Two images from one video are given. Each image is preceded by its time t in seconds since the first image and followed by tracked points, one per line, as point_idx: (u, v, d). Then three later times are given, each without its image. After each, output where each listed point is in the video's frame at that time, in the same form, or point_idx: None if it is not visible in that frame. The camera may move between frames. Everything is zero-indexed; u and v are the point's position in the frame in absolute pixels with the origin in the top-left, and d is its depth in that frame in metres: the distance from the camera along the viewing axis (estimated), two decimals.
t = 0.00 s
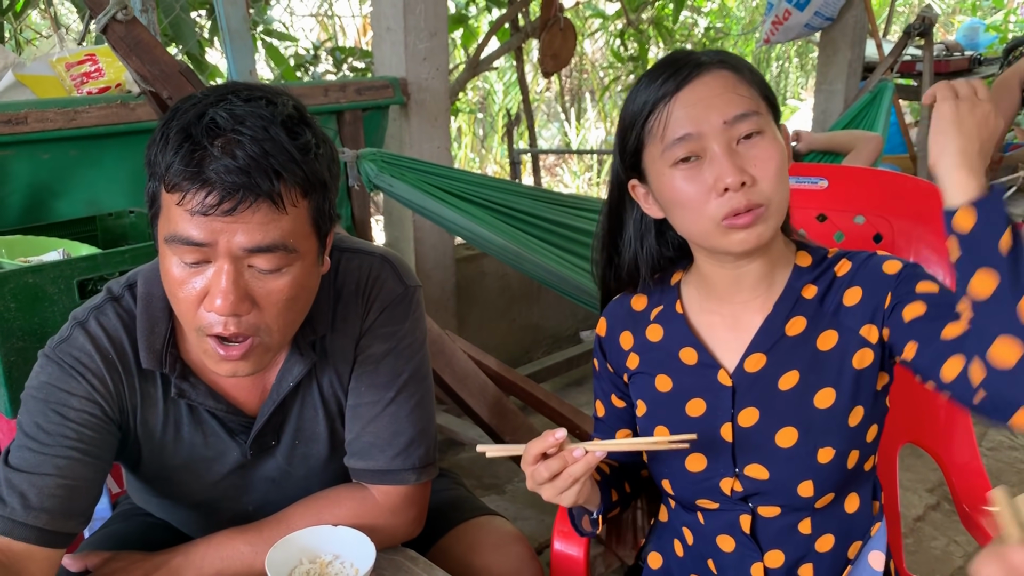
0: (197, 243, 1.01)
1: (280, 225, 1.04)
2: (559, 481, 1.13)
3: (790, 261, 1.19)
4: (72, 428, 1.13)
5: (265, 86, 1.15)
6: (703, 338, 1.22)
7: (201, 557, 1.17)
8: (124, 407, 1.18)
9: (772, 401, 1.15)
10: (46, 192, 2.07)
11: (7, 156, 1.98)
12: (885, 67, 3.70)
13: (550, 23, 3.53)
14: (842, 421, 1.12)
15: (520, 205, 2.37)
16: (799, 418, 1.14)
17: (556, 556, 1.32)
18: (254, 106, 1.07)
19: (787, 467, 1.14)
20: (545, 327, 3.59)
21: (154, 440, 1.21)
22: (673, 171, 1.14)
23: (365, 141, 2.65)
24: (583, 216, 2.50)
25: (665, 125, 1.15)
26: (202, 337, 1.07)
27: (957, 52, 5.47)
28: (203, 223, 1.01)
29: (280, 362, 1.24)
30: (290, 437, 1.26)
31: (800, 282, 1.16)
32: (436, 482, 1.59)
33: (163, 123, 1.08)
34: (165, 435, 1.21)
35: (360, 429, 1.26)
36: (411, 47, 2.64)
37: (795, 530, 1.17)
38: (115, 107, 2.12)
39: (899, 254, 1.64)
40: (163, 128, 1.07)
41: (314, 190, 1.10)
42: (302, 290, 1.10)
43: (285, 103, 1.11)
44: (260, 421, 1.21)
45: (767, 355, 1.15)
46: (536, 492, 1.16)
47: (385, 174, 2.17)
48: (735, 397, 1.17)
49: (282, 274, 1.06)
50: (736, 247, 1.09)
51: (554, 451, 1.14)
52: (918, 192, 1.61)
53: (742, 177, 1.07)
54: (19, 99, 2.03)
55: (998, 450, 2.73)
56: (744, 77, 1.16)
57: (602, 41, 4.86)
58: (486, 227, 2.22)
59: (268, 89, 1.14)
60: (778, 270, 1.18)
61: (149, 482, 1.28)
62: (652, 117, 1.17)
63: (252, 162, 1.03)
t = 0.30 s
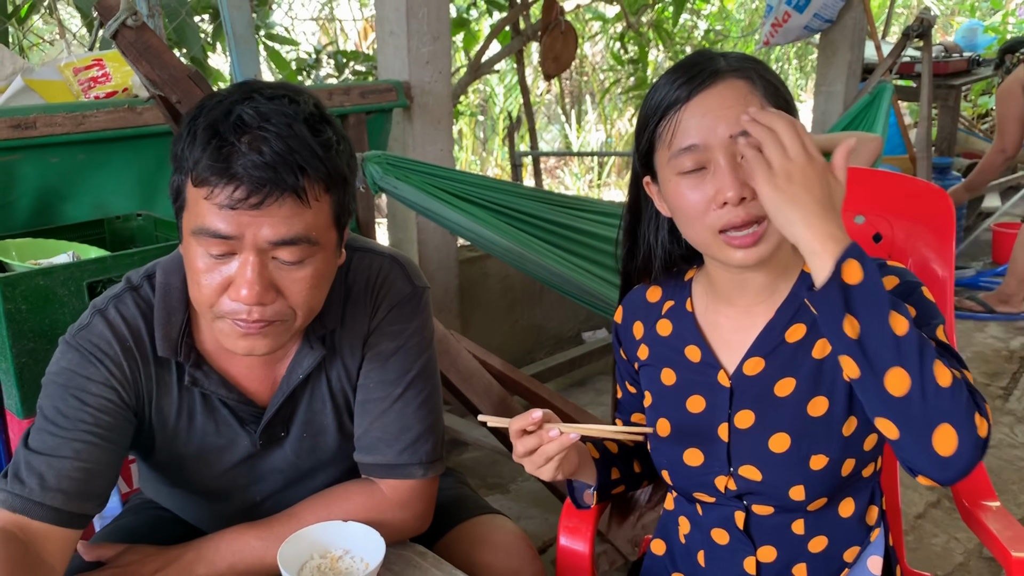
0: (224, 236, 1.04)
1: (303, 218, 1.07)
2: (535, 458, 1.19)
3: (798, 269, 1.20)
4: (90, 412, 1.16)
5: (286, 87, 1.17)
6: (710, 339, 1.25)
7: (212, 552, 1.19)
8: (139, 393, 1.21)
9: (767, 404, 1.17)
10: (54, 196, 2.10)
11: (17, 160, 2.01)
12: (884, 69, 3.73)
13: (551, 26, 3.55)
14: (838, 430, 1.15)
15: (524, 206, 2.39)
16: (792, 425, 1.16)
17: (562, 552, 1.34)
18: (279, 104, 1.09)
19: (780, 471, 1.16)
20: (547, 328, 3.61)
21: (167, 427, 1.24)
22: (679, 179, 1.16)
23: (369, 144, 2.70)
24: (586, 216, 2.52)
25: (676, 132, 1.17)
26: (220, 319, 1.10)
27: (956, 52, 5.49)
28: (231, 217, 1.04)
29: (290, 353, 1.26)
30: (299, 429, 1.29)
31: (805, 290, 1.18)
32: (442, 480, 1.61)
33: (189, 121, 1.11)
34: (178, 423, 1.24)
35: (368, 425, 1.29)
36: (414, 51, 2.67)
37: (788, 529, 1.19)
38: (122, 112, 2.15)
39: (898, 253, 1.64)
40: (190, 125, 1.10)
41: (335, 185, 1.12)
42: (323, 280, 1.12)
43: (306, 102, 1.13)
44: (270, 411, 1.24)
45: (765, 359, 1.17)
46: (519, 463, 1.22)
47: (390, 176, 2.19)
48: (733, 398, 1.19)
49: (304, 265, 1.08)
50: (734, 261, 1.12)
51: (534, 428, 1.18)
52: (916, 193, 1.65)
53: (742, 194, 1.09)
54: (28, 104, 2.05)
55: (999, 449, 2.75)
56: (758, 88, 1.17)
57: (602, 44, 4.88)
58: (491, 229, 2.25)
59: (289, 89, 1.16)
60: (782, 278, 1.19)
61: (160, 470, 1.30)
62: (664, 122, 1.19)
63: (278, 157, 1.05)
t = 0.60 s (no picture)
0: (293, 293, 1.10)
1: (365, 273, 1.13)
2: (553, 457, 1.21)
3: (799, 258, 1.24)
4: (105, 389, 1.22)
5: (331, 125, 1.14)
6: (711, 333, 1.27)
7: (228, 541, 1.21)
8: (154, 369, 1.25)
9: (766, 391, 1.20)
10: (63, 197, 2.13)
11: (27, 161, 2.03)
12: (883, 71, 3.76)
13: (553, 28, 3.58)
14: (832, 413, 1.18)
15: (529, 207, 2.44)
16: (792, 411, 1.19)
17: (569, 544, 1.36)
18: (342, 168, 1.08)
19: (781, 457, 1.19)
20: (550, 329, 3.63)
21: (180, 406, 1.28)
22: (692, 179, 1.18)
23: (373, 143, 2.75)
24: (592, 218, 2.56)
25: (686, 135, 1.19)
26: (277, 349, 1.17)
27: (955, 54, 5.52)
28: (304, 283, 1.09)
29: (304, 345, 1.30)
30: (310, 415, 1.32)
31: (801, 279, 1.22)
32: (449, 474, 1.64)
33: (246, 177, 1.08)
34: (191, 402, 1.28)
35: (380, 414, 1.32)
36: (418, 53, 2.70)
37: (791, 516, 1.21)
38: (131, 114, 2.17)
39: (899, 249, 1.67)
40: (249, 184, 1.07)
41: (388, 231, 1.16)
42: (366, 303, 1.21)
43: (359, 150, 1.12)
44: (284, 396, 1.27)
45: (764, 349, 1.19)
46: (534, 463, 1.24)
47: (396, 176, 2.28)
48: (734, 387, 1.22)
49: (356, 300, 1.16)
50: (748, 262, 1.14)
51: (552, 428, 1.21)
52: (917, 190, 1.67)
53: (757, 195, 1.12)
54: (38, 106, 2.07)
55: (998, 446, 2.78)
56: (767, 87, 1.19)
57: (602, 47, 4.91)
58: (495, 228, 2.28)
59: (337, 131, 1.13)
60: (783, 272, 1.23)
61: (171, 449, 1.34)
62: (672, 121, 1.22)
63: (351, 231, 1.07)
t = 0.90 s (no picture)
0: (329, 299, 1.13)
1: (398, 278, 1.16)
2: (557, 448, 1.24)
3: (796, 246, 1.30)
4: (133, 369, 1.29)
5: (370, 135, 1.16)
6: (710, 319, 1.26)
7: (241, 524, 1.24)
8: (181, 352, 1.31)
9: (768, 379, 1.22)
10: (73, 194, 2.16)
11: (38, 159, 2.06)
12: (883, 74, 3.79)
13: (556, 31, 3.62)
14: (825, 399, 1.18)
15: (535, 206, 2.47)
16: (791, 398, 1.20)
17: (575, 533, 1.38)
18: (382, 179, 1.11)
19: (779, 443, 1.21)
20: (553, 329, 3.65)
21: (204, 388, 1.35)
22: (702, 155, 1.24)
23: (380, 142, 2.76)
24: (598, 218, 2.58)
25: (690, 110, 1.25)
26: (308, 347, 1.21)
27: (955, 58, 5.54)
28: (338, 287, 1.12)
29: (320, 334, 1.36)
30: (326, 406, 1.39)
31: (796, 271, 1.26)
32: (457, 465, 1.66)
33: (288, 186, 1.10)
34: (214, 385, 1.34)
35: (392, 400, 1.37)
36: (423, 54, 2.72)
37: (792, 501, 1.23)
38: (140, 112, 2.20)
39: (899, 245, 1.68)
40: (292, 193, 1.10)
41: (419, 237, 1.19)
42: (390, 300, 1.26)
43: (396, 160, 1.15)
44: (303, 386, 1.33)
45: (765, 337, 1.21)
46: (539, 453, 1.27)
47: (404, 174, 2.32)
48: (735, 375, 1.24)
49: (386, 302, 1.19)
50: (763, 240, 1.22)
51: (555, 420, 1.23)
52: (918, 187, 1.69)
53: (762, 170, 1.17)
54: (49, 104, 2.09)
55: (999, 445, 2.79)
56: (772, 74, 1.24)
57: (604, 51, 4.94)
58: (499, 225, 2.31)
59: (374, 141, 1.16)
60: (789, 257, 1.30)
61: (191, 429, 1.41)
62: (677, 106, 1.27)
63: (387, 241, 1.10)
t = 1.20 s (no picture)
0: (349, 316, 1.16)
1: (414, 294, 1.19)
2: (563, 450, 1.26)
3: (793, 252, 1.29)
4: (150, 378, 1.32)
5: (393, 157, 1.19)
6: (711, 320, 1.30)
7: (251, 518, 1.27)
8: (197, 361, 1.35)
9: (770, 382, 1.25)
10: (82, 196, 2.18)
11: (48, 161, 2.09)
12: (883, 80, 3.81)
13: (558, 37, 3.65)
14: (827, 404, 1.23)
15: (537, 209, 2.50)
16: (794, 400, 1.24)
17: (576, 528, 1.40)
18: (406, 202, 1.14)
19: (780, 444, 1.24)
20: (554, 332, 3.68)
21: (220, 395, 1.38)
22: (691, 151, 1.27)
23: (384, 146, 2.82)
24: (600, 222, 2.61)
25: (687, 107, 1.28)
26: (325, 360, 1.24)
27: (956, 65, 5.57)
28: (357, 303, 1.14)
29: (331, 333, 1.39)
30: (340, 408, 1.42)
31: (798, 272, 1.28)
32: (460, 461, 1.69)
33: (314, 207, 1.13)
34: (231, 392, 1.38)
35: (400, 397, 1.40)
36: (427, 59, 2.75)
37: (791, 499, 1.26)
38: (148, 115, 2.23)
39: (896, 246, 1.72)
40: (317, 214, 1.12)
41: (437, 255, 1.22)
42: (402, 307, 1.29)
43: (417, 182, 1.18)
44: (318, 390, 1.37)
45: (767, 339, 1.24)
46: (545, 456, 1.29)
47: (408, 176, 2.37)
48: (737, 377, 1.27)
49: (402, 319, 1.22)
50: (734, 227, 1.22)
51: (561, 423, 1.25)
52: (916, 190, 1.72)
53: (746, 165, 1.20)
54: (59, 108, 2.12)
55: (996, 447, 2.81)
56: (773, 80, 1.26)
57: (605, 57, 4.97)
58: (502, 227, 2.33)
59: (397, 162, 1.18)
60: (784, 256, 1.29)
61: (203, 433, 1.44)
62: (678, 101, 1.30)
63: (408, 261, 1.13)
